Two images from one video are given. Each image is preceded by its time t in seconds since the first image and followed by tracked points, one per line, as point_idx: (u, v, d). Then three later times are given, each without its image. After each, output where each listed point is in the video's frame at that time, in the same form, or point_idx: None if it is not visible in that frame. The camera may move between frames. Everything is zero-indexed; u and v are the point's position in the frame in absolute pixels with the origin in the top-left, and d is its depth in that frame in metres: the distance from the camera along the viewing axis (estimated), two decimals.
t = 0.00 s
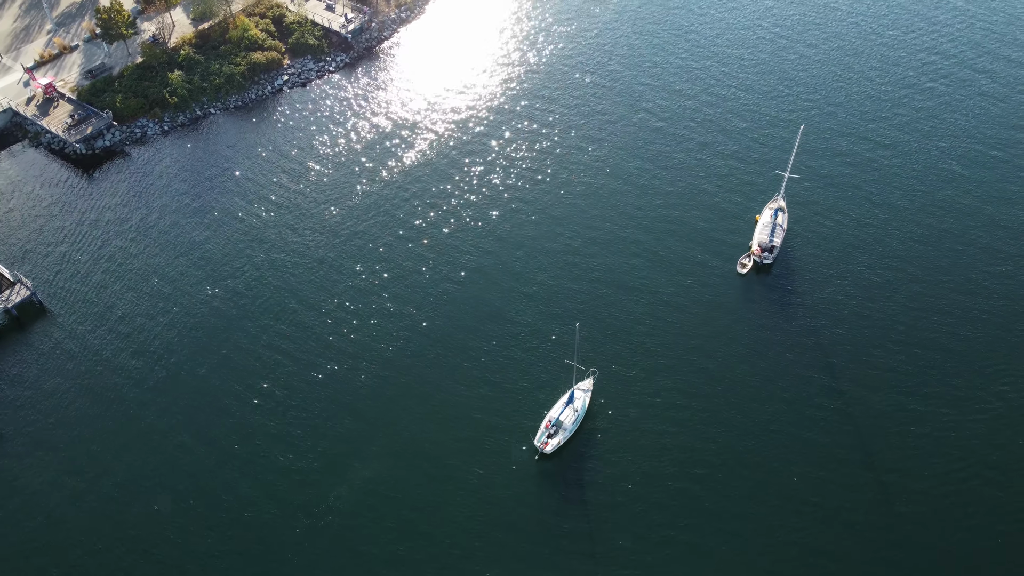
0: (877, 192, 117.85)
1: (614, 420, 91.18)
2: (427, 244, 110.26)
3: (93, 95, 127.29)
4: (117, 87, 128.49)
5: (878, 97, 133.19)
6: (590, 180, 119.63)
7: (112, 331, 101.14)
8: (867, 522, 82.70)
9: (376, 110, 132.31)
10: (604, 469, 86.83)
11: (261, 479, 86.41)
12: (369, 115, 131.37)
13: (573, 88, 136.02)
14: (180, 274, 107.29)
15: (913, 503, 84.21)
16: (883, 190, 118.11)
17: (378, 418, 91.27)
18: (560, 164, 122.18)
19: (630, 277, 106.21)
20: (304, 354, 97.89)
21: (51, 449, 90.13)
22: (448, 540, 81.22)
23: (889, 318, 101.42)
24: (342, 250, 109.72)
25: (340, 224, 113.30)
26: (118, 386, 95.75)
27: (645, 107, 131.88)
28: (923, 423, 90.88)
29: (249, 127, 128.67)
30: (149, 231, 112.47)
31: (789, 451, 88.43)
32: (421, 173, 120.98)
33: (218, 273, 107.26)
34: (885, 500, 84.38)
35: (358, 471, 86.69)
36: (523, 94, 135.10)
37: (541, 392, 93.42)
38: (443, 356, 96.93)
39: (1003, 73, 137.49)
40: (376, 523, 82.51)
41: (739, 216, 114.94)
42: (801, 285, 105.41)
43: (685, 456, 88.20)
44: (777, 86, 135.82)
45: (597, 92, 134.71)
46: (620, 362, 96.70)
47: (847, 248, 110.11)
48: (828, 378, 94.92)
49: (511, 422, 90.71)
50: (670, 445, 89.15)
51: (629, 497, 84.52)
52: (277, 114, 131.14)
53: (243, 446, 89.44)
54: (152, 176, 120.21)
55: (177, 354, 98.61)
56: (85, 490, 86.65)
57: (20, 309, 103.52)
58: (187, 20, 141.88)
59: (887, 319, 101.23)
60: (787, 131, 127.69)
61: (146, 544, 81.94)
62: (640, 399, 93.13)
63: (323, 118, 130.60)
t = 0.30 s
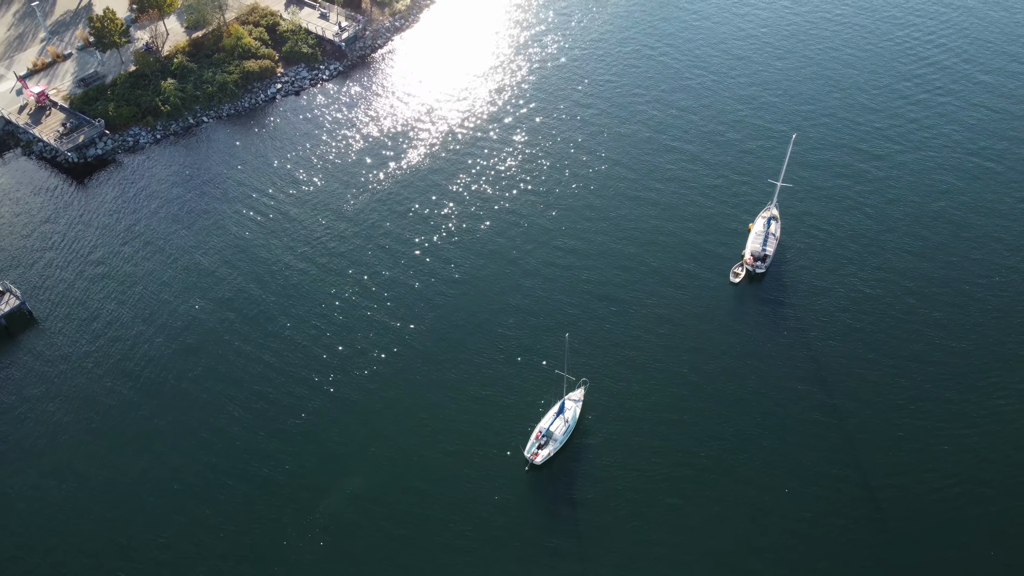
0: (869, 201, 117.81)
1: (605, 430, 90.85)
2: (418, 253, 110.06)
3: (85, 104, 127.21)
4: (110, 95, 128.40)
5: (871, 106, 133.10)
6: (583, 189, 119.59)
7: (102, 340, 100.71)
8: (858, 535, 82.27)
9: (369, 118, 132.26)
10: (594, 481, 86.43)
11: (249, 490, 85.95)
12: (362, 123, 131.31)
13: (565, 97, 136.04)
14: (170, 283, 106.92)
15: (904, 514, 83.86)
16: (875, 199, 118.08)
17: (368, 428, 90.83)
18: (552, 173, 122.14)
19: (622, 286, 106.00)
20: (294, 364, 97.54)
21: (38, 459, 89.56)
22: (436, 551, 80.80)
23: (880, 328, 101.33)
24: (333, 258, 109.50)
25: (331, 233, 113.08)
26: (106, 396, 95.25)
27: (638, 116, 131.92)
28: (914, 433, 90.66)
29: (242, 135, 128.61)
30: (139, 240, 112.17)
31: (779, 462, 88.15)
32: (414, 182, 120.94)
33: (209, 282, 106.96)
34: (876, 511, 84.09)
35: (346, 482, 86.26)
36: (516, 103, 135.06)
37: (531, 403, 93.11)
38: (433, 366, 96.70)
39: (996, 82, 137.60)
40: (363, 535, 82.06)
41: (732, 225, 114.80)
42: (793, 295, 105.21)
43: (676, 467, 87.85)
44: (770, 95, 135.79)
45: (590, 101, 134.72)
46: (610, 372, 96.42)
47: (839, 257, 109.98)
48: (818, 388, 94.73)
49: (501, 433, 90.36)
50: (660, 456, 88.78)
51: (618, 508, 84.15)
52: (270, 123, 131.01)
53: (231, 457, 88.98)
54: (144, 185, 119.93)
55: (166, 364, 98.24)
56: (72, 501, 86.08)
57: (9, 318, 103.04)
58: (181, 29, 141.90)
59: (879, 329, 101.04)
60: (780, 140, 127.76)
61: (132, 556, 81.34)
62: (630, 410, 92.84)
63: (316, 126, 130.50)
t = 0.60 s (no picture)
0: (863, 211, 117.57)
1: (596, 441, 90.36)
2: (410, 262, 109.76)
3: (77, 112, 127.03)
4: (103, 103, 128.26)
5: (865, 115, 133.07)
6: (576, 198, 119.40)
7: (91, 349, 100.20)
8: (850, 548, 81.59)
9: (363, 127, 132.18)
10: (585, 492, 85.95)
11: (237, 501, 85.39)
12: (355, 132, 131.23)
13: (559, 106, 136.01)
14: (160, 292, 106.52)
15: (896, 527, 83.33)
16: (868, 208, 117.90)
17: (357, 439, 90.29)
18: (545, 182, 122.00)
19: (614, 295, 105.67)
20: (284, 373, 97.09)
21: (25, 469, 88.94)
22: (425, 564, 80.26)
23: (873, 338, 101.00)
24: (325, 267, 109.18)
25: (323, 242, 112.79)
26: (94, 406, 94.67)
27: (631, 125, 131.86)
28: (906, 444, 90.19)
29: (235, 144, 128.47)
30: (130, 249, 111.80)
31: (771, 473, 87.65)
32: (406, 190, 120.75)
33: (199, 291, 106.57)
34: (868, 524, 83.56)
35: (335, 493, 85.72)
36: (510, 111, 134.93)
37: (522, 413, 92.62)
38: (424, 376, 96.30)
39: (989, 91, 137.69)
40: (351, 547, 81.49)
41: (725, 234, 114.54)
42: (785, 304, 104.89)
43: (667, 479, 87.25)
44: (764, 104, 135.79)
45: (584, 110, 134.69)
46: (602, 382, 95.99)
47: (832, 267, 109.72)
48: (810, 399, 94.29)
49: (491, 444, 89.74)
50: (651, 467, 88.28)
51: (609, 520, 83.65)
52: (263, 131, 130.92)
53: (219, 467, 88.41)
54: (135, 194, 119.70)
55: (155, 373, 97.73)
56: (58, 512, 85.38)
57: None
58: (175, 37, 141.88)
59: (871, 340, 100.72)
60: (773, 149, 127.65)
61: (118, 568, 80.67)
62: (621, 420, 92.36)
63: (309, 135, 130.39)
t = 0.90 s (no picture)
0: (857, 220, 117.14)
1: (586, 453, 89.86)
2: (401, 272, 109.42)
3: (70, 120, 126.85)
4: (95, 112, 128.06)
5: (859, 124, 132.77)
6: (568, 207, 119.16)
7: (79, 359, 99.69)
8: (841, 562, 81.03)
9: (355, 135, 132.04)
10: (574, 504, 85.45)
11: (224, 513, 84.80)
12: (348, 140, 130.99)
13: (552, 114, 135.86)
14: (150, 301, 106.13)
15: (887, 540, 82.84)
16: (861, 217, 117.54)
17: (346, 450, 89.76)
18: (537, 191, 121.78)
19: (605, 305, 105.34)
20: (272, 384, 96.64)
21: (11, 480, 88.35)
22: None
23: (865, 348, 100.46)
24: (316, 277, 108.85)
25: (314, 251, 112.42)
26: (82, 416, 94.15)
27: (624, 133, 131.62)
28: (898, 456, 89.68)
29: (227, 152, 128.29)
30: (120, 258, 111.40)
31: (761, 485, 87.13)
32: (398, 199, 120.39)
33: (189, 300, 106.19)
34: (858, 537, 83.03)
35: (323, 505, 85.13)
36: (503, 120, 134.79)
37: (512, 424, 92.13)
38: (413, 386, 95.83)
39: (985, 99, 137.26)
40: (339, 561, 80.90)
41: (717, 243, 114.18)
42: (778, 314, 104.46)
43: (657, 491, 86.72)
44: (757, 113, 135.59)
45: (577, 118, 134.50)
46: (593, 392, 95.50)
47: (825, 276, 109.27)
48: (802, 410, 93.83)
49: (480, 456, 89.22)
50: (642, 478, 87.77)
51: (598, 533, 83.14)
52: (256, 140, 130.70)
53: (207, 479, 87.83)
54: (127, 202, 119.41)
55: (143, 383, 97.26)
56: (44, 523, 84.77)
57: None
58: (168, 46, 141.87)
59: (864, 350, 100.24)
60: (767, 158, 127.30)
61: None
62: (612, 431, 91.87)
63: (302, 143, 130.18)
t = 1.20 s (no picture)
0: (851, 229, 116.91)
1: (576, 463, 89.64)
2: (393, 281, 109.28)
3: (62, 129, 126.76)
4: (88, 120, 128.00)
5: (853, 132, 132.64)
6: (561, 216, 119.06)
7: (68, 367, 99.36)
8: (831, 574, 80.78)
9: (348, 143, 131.93)
10: (564, 515, 85.25)
11: (212, 524, 84.50)
12: (341, 149, 130.87)
13: (546, 123, 135.70)
14: (141, 310, 105.91)
15: (877, 551, 82.63)
16: (854, 225, 117.39)
17: (335, 461, 89.48)
18: (530, 200, 121.67)
19: (597, 313, 105.13)
20: (263, 393, 96.39)
21: None
22: None
23: (858, 357, 100.27)
24: (308, 286, 108.71)
25: (307, 260, 112.32)
26: (70, 425, 93.81)
27: (617, 142, 131.49)
28: (889, 467, 89.52)
29: (220, 161, 128.22)
30: (111, 267, 111.12)
31: (751, 496, 86.94)
32: (391, 208, 120.30)
33: (180, 309, 105.98)
34: (848, 548, 82.84)
35: (312, 516, 84.80)
36: (497, 129, 134.65)
37: (502, 434, 91.91)
38: (404, 396, 95.62)
39: (979, 107, 137.23)
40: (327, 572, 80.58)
41: (710, 251, 114.05)
42: (770, 323, 104.24)
43: (648, 503, 86.41)
44: (751, 121, 135.48)
45: (570, 127, 134.33)
46: (584, 402, 95.31)
47: (818, 285, 109.08)
48: (793, 420, 93.66)
49: (470, 467, 88.91)
50: (632, 489, 87.56)
51: (587, 544, 82.93)
52: (248, 148, 130.58)
53: (195, 489, 87.55)
54: (118, 211, 119.21)
55: (133, 393, 96.96)
56: (31, 533, 84.41)
57: None
58: (162, 54, 141.82)
59: (855, 359, 100.07)
60: (760, 166, 127.22)
61: None
62: (602, 441, 91.67)
63: (295, 152, 130.04)
